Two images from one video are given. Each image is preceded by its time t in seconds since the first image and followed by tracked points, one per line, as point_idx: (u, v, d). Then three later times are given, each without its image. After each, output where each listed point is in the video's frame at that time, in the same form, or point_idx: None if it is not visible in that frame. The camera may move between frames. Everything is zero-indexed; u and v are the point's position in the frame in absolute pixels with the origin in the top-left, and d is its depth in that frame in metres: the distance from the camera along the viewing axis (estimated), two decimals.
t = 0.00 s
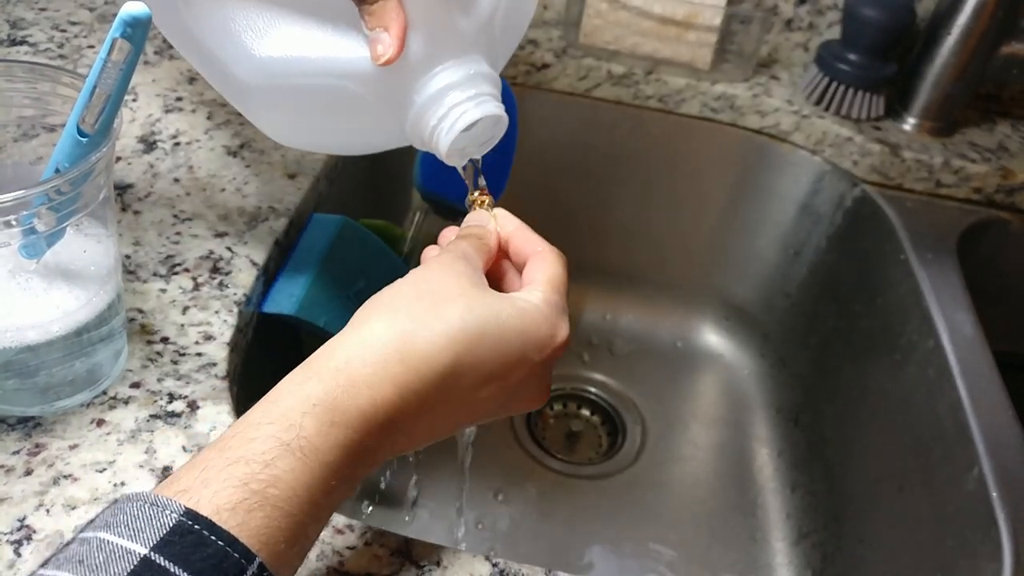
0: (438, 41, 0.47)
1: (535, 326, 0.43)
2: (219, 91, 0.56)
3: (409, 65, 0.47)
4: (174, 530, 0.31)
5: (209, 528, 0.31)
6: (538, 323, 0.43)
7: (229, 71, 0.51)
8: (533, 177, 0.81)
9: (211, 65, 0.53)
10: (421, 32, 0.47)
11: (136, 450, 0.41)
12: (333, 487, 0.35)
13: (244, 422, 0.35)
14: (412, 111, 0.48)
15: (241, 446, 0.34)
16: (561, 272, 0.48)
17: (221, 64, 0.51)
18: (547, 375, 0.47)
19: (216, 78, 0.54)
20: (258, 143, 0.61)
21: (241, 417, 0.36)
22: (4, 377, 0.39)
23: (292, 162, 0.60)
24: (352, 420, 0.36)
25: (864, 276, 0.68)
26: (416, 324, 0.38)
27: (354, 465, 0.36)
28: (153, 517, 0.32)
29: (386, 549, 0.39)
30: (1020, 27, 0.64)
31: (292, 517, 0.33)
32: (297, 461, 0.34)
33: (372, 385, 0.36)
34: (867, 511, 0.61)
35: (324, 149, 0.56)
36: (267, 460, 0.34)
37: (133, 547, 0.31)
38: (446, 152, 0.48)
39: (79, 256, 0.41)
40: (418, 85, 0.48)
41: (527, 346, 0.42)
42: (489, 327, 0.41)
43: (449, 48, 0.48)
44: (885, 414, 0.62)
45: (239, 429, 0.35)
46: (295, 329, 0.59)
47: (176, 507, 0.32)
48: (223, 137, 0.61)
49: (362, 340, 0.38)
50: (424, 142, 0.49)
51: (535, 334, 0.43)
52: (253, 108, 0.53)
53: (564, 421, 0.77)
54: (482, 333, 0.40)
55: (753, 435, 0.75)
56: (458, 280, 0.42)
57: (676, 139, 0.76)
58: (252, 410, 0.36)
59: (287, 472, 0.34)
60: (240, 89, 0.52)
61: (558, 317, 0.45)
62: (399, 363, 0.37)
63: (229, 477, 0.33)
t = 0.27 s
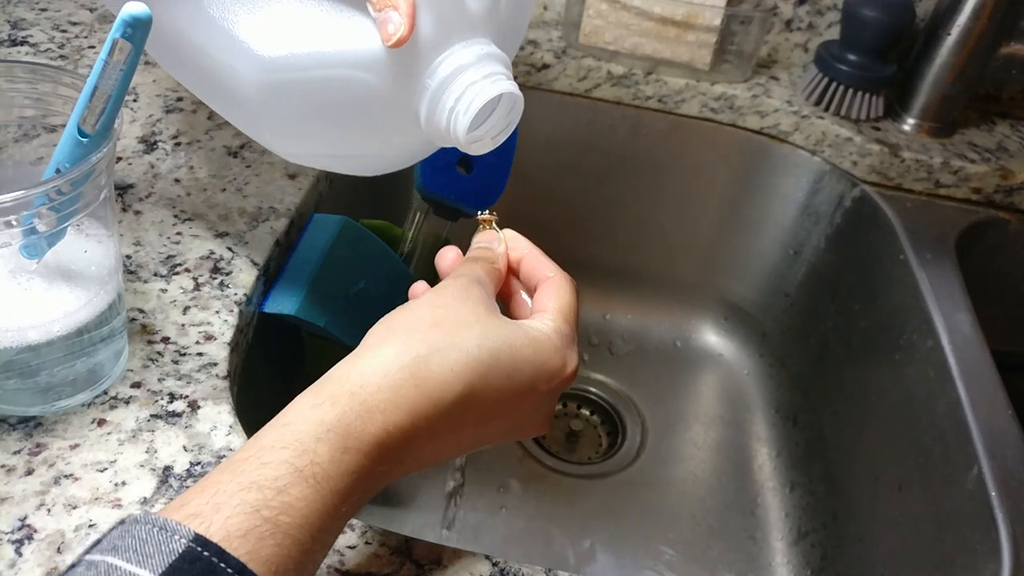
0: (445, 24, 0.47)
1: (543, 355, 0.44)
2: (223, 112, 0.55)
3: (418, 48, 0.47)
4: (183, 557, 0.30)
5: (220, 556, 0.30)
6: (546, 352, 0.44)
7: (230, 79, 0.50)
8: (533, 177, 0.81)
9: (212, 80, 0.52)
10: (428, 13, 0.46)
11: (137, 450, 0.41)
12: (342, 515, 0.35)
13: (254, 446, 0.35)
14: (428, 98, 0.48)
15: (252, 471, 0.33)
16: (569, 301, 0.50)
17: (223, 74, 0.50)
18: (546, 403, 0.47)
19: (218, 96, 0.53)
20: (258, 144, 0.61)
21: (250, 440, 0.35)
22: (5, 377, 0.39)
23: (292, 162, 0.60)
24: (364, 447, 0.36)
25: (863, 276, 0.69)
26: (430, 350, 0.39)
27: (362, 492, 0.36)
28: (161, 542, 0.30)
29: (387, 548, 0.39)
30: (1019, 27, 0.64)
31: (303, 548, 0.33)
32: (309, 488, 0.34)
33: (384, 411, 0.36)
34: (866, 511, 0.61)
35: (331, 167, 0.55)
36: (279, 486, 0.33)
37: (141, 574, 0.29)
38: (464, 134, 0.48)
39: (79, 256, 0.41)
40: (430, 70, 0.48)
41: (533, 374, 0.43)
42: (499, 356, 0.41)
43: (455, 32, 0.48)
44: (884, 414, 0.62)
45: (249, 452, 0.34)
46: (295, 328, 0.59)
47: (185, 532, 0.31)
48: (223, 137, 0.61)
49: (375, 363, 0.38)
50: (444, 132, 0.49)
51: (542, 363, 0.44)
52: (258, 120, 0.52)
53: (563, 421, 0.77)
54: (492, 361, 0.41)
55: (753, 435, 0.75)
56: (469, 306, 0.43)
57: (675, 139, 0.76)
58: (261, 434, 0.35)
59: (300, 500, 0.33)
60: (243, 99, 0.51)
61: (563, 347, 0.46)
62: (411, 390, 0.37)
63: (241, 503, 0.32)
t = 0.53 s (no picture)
0: (435, 31, 0.47)
1: (538, 379, 0.44)
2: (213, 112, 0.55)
3: (408, 55, 0.47)
4: None
5: None
6: (542, 376, 0.44)
7: (221, 83, 0.50)
8: (533, 177, 0.81)
9: (203, 82, 0.52)
10: (420, 20, 0.47)
11: (136, 450, 0.41)
12: (337, 544, 0.35)
13: (249, 474, 0.34)
14: (415, 105, 0.48)
15: (247, 498, 0.33)
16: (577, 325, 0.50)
17: (214, 77, 0.50)
18: (541, 428, 0.47)
19: (209, 97, 0.53)
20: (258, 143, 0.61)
21: (244, 468, 0.35)
22: (4, 378, 0.39)
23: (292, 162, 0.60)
24: (359, 475, 0.35)
25: (864, 275, 0.69)
26: (425, 377, 0.39)
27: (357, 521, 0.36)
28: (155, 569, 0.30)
29: (387, 549, 0.39)
30: (1020, 27, 0.64)
31: None
32: (303, 518, 0.33)
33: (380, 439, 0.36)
34: (866, 511, 0.61)
35: (322, 171, 0.55)
36: (274, 515, 0.33)
37: None
38: (451, 142, 0.47)
39: (79, 256, 0.41)
40: (417, 77, 0.48)
41: (528, 399, 0.43)
42: (495, 382, 0.41)
43: (445, 39, 0.48)
44: (884, 414, 0.62)
45: (243, 480, 0.34)
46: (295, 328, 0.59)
47: (180, 559, 0.30)
48: (223, 137, 0.61)
49: (370, 390, 0.38)
50: (431, 139, 0.49)
51: (537, 387, 0.43)
52: (248, 123, 0.52)
53: (563, 421, 0.77)
54: (487, 387, 0.41)
55: (753, 435, 0.75)
56: (464, 331, 0.43)
57: (675, 139, 0.76)
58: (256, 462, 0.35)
59: (294, 528, 0.33)
60: (234, 102, 0.51)
61: (559, 371, 0.46)
62: (406, 417, 0.37)
63: (235, 530, 0.32)
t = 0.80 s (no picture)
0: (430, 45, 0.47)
1: (542, 386, 0.44)
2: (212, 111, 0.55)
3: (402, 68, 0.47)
4: None
5: None
6: (546, 380, 0.44)
7: (220, 84, 0.50)
8: (533, 178, 0.81)
9: (202, 81, 0.52)
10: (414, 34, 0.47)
11: (137, 450, 0.41)
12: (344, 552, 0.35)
13: (257, 483, 0.34)
14: (406, 115, 0.48)
15: (257, 508, 0.33)
16: (565, 327, 0.49)
17: (212, 77, 0.51)
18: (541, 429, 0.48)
19: (207, 96, 0.53)
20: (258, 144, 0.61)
21: (252, 477, 0.35)
22: (4, 377, 0.39)
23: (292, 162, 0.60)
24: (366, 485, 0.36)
25: (864, 275, 0.69)
26: (432, 386, 0.39)
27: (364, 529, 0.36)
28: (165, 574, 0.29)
29: (387, 548, 0.39)
30: (1019, 27, 0.64)
31: None
32: (312, 529, 0.34)
33: (387, 449, 0.36)
34: (866, 511, 0.61)
35: (319, 165, 0.55)
36: (283, 526, 0.33)
37: None
38: (442, 152, 0.48)
39: (79, 256, 0.41)
40: (410, 89, 0.48)
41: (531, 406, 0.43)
42: (499, 390, 0.41)
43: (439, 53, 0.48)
44: (884, 414, 0.62)
45: (252, 490, 0.34)
46: (294, 327, 0.59)
47: (189, 564, 0.30)
48: (223, 137, 0.61)
49: (377, 399, 0.37)
50: (422, 149, 0.49)
51: (540, 394, 0.44)
52: (247, 123, 0.52)
53: (564, 421, 0.77)
54: (491, 395, 0.41)
55: (753, 435, 0.75)
56: (471, 337, 0.42)
57: (675, 140, 0.76)
58: (265, 470, 0.35)
59: (303, 540, 0.33)
60: (233, 103, 0.51)
61: (561, 376, 0.46)
62: (412, 427, 0.37)
63: (245, 540, 0.32)
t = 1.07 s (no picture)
0: (438, 55, 0.46)
1: (542, 377, 0.44)
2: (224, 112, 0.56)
3: (408, 77, 0.46)
4: None
5: None
6: (546, 372, 0.44)
7: (229, 85, 0.51)
8: (533, 178, 0.81)
9: (212, 83, 0.53)
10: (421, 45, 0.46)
11: (137, 450, 0.41)
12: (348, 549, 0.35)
13: (258, 482, 0.34)
14: (412, 124, 0.47)
15: (259, 506, 0.33)
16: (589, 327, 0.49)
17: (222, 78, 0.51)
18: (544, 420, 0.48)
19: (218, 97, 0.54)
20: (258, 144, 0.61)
21: (252, 476, 0.35)
22: (4, 377, 0.39)
23: (292, 162, 0.60)
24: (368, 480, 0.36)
25: (864, 275, 0.69)
26: (430, 379, 0.39)
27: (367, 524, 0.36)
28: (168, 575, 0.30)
29: (387, 549, 0.39)
30: (1019, 27, 0.64)
31: None
32: (313, 526, 0.34)
33: (388, 444, 0.36)
34: (866, 511, 0.61)
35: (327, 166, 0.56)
36: (284, 524, 0.33)
37: None
38: (446, 164, 0.47)
39: (79, 256, 0.41)
40: (418, 99, 0.47)
41: (532, 397, 0.43)
42: (498, 382, 0.41)
43: (448, 64, 0.47)
44: (884, 414, 0.62)
45: (253, 489, 0.34)
46: (294, 327, 0.59)
47: (192, 564, 0.30)
48: (223, 137, 0.61)
49: (375, 395, 0.38)
50: (426, 158, 0.48)
51: (541, 385, 0.44)
52: (255, 125, 0.53)
53: (563, 421, 0.77)
54: (490, 388, 0.41)
55: (753, 435, 0.75)
56: (467, 330, 0.42)
57: (675, 140, 0.76)
58: (266, 468, 0.35)
59: (305, 537, 0.33)
60: (240, 105, 0.52)
61: (563, 367, 0.46)
62: (412, 421, 0.37)
63: (247, 538, 0.32)
